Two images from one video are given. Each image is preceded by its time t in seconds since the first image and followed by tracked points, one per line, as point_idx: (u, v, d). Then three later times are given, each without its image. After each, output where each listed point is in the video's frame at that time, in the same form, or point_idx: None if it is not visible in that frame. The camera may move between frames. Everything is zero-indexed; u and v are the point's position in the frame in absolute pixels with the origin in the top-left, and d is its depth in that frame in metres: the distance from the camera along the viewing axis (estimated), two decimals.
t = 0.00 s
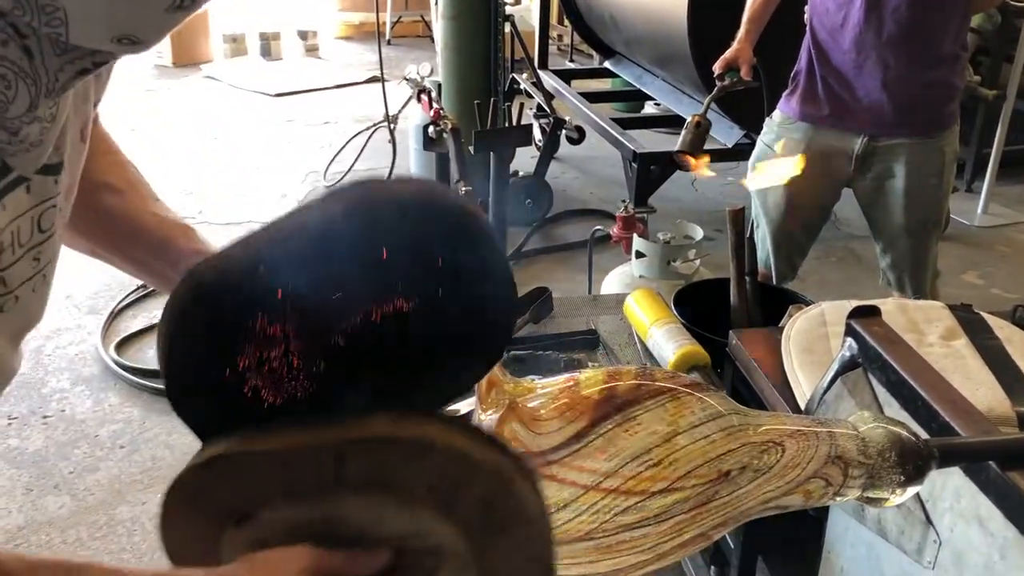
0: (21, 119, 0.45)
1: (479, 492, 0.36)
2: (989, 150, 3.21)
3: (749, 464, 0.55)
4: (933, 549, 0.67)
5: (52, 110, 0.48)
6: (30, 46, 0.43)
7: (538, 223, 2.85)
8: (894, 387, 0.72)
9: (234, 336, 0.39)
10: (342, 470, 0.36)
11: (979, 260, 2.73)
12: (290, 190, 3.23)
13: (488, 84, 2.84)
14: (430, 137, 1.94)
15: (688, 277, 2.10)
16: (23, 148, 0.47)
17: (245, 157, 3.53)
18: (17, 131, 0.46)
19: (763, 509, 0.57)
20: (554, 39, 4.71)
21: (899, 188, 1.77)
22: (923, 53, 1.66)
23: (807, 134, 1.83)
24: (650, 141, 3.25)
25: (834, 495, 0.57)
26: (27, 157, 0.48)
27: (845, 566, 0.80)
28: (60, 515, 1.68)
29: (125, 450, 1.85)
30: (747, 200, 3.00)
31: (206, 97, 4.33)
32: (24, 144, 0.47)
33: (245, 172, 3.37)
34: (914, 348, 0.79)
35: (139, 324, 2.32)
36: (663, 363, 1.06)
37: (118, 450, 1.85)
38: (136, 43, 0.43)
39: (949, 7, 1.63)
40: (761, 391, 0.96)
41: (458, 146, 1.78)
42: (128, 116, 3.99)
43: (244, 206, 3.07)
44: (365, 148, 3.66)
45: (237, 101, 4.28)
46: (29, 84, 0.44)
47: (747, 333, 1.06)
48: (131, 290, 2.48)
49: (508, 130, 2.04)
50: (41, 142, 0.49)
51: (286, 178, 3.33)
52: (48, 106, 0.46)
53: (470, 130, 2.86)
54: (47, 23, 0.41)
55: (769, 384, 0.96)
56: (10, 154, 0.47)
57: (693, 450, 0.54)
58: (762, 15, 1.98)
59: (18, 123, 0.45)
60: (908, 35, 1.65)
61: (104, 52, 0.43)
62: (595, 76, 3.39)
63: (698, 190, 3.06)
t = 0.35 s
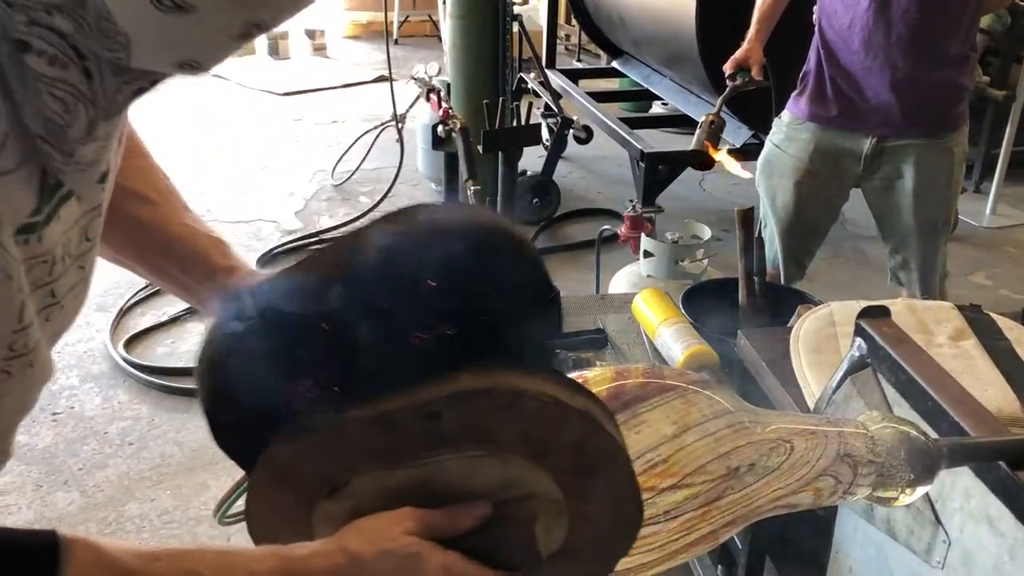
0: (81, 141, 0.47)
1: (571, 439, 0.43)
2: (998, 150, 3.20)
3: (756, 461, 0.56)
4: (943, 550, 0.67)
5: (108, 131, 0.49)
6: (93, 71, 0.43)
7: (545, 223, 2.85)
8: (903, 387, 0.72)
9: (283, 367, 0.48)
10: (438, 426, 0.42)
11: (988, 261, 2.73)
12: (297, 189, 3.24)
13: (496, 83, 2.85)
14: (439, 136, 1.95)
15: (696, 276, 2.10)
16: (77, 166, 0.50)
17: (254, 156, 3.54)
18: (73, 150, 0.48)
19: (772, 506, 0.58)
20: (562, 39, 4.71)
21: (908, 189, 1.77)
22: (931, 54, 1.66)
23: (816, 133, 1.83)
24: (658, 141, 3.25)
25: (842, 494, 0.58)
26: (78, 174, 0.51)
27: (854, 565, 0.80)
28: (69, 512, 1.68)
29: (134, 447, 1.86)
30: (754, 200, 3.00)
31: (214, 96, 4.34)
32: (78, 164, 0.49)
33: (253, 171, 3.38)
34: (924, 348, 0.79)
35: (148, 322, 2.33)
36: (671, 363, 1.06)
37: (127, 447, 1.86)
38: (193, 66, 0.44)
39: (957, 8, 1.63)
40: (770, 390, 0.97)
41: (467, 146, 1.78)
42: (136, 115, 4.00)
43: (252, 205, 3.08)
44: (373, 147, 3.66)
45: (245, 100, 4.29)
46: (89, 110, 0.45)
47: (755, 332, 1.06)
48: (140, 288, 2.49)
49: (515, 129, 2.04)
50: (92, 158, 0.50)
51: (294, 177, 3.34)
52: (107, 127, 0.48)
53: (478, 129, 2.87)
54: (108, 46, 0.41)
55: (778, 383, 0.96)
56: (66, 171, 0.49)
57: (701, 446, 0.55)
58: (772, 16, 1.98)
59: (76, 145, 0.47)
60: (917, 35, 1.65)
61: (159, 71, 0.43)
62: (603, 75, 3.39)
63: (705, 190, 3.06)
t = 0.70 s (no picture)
0: (140, 184, 0.52)
1: (602, 479, 0.43)
2: (1001, 150, 3.20)
3: (761, 465, 0.56)
4: (944, 547, 0.67)
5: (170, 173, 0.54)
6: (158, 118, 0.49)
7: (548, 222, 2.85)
8: (905, 385, 0.72)
9: (288, 391, 0.43)
10: (472, 462, 0.41)
11: (991, 261, 2.72)
12: (301, 188, 3.24)
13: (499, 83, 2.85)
14: (443, 135, 1.95)
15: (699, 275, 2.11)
16: (136, 204, 0.55)
17: (257, 155, 3.55)
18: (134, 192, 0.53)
19: (776, 506, 0.58)
20: (565, 39, 4.72)
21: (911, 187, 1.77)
22: (934, 54, 1.66)
23: (818, 134, 1.83)
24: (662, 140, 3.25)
25: (845, 493, 0.59)
26: (142, 210, 0.56)
27: (856, 563, 0.80)
28: (74, 509, 1.69)
29: (138, 446, 1.87)
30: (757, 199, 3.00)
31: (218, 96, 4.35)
32: (140, 201, 0.54)
33: (257, 170, 3.39)
34: (926, 346, 0.79)
35: (153, 322, 2.34)
36: (674, 362, 1.06)
37: (131, 445, 1.87)
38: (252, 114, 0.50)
39: (961, 8, 1.62)
40: (771, 387, 0.97)
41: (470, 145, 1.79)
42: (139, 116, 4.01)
43: (256, 204, 3.08)
44: (377, 147, 3.67)
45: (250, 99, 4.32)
46: (153, 158, 0.51)
47: (759, 330, 1.06)
48: (144, 287, 2.50)
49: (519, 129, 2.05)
50: (154, 202, 0.56)
51: (297, 177, 3.34)
52: (166, 169, 0.53)
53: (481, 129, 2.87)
54: (175, 96, 0.47)
55: (780, 381, 0.96)
56: (130, 211, 0.55)
57: (706, 452, 0.55)
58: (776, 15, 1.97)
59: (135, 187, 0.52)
60: (919, 36, 1.64)
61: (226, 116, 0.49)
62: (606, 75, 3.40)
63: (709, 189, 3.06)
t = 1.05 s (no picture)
0: (143, 205, 0.55)
1: (611, 463, 0.46)
2: (1000, 150, 3.20)
3: (756, 462, 0.56)
4: (941, 545, 0.68)
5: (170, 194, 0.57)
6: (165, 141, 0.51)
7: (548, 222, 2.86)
8: (903, 383, 0.73)
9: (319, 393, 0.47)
10: (486, 452, 0.44)
11: (990, 261, 2.73)
12: (301, 189, 3.24)
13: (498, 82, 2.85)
14: (443, 135, 1.96)
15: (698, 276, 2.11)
16: (142, 222, 0.57)
17: (256, 155, 3.55)
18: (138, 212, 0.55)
19: (773, 504, 0.59)
20: (565, 40, 4.73)
21: (909, 187, 1.77)
22: (933, 55, 1.66)
23: (817, 133, 1.83)
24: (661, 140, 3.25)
25: (843, 491, 0.58)
26: (145, 227, 0.58)
27: (854, 561, 0.80)
28: (73, 509, 1.69)
29: (138, 445, 1.87)
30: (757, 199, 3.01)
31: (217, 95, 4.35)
32: (146, 219, 0.57)
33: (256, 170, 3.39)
34: (924, 345, 0.80)
35: (152, 321, 2.34)
36: (673, 361, 1.06)
37: (131, 445, 1.87)
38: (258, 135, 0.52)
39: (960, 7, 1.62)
40: (769, 386, 0.98)
41: (471, 145, 1.79)
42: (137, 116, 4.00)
43: (255, 204, 3.08)
44: (376, 147, 3.67)
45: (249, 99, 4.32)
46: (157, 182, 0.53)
47: (757, 330, 1.07)
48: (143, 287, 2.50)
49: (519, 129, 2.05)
50: (156, 217, 0.58)
51: (297, 177, 3.34)
52: (168, 192, 0.56)
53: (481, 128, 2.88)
54: (184, 120, 0.49)
55: (778, 381, 0.96)
56: (134, 227, 0.57)
57: (703, 449, 0.56)
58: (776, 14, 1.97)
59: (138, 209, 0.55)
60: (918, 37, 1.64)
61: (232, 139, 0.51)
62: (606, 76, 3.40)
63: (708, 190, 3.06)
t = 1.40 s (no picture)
0: (143, 245, 0.55)
1: (602, 432, 0.46)
2: (1000, 150, 3.20)
3: (756, 461, 0.57)
4: (941, 542, 0.68)
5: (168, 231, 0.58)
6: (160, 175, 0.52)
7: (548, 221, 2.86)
8: (901, 381, 0.73)
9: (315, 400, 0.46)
10: (478, 437, 0.44)
11: (991, 260, 2.73)
12: (301, 188, 3.25)
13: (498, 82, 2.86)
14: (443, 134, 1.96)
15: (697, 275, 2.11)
16: (145, 256, 0.57)
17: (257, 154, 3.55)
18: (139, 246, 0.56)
19: (774, 502, 0.59)
20: (565, 39, 4.74)
21: (908, 188, 1.78)
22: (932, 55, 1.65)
23: (816, 134, 1.83)
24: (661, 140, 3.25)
25: (842, 489, 0.58)
26: (149, 259, 0.59)
27: (853, 559, 0.80)
28: (73, 508, 1.69)
29: (138, 444, 1.87)
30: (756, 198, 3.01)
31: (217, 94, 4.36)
32: (150, 253, 0.57)
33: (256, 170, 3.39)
34: (923, 344, 0.80)
35: (152, 321, 2.35)
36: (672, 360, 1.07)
37: (131, 444, 1.87)
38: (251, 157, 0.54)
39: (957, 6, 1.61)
40: (768, 385, 0.98)
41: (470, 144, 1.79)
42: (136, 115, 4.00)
43: (255, 203, 3.09)
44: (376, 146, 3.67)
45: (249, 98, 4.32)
46: (155, 219, 0.54)
47: (757, 329, 1.07)
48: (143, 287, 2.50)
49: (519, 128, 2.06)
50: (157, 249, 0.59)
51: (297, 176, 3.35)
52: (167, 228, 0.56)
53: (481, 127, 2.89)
54: (180, 160, 0.51)
55: (778, 380, 0.96)
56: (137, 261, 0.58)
57: (702, 449, 0.56)
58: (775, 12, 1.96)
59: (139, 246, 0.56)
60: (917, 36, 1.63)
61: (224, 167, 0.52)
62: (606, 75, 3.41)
63: (708, 189, 3.06)
